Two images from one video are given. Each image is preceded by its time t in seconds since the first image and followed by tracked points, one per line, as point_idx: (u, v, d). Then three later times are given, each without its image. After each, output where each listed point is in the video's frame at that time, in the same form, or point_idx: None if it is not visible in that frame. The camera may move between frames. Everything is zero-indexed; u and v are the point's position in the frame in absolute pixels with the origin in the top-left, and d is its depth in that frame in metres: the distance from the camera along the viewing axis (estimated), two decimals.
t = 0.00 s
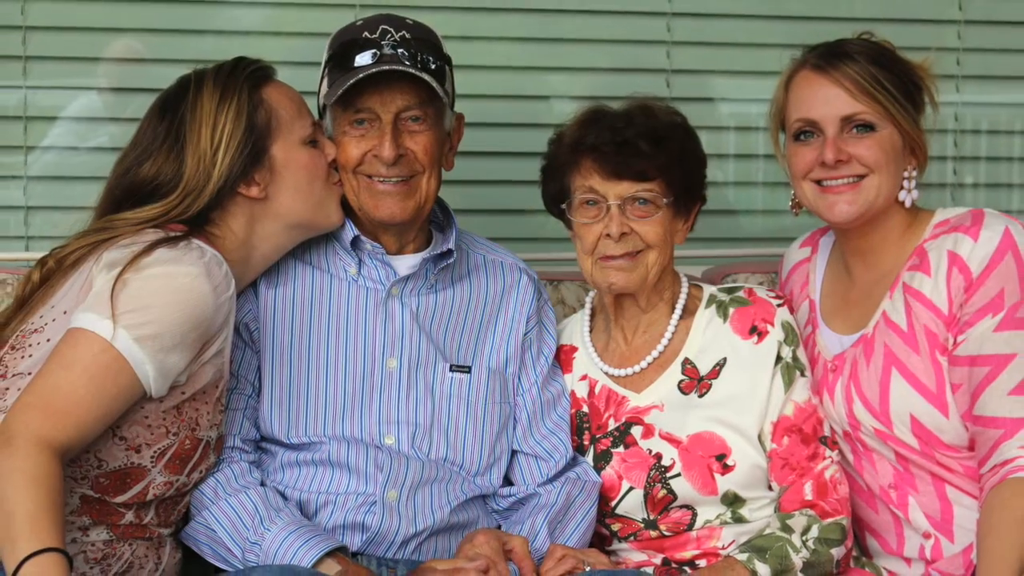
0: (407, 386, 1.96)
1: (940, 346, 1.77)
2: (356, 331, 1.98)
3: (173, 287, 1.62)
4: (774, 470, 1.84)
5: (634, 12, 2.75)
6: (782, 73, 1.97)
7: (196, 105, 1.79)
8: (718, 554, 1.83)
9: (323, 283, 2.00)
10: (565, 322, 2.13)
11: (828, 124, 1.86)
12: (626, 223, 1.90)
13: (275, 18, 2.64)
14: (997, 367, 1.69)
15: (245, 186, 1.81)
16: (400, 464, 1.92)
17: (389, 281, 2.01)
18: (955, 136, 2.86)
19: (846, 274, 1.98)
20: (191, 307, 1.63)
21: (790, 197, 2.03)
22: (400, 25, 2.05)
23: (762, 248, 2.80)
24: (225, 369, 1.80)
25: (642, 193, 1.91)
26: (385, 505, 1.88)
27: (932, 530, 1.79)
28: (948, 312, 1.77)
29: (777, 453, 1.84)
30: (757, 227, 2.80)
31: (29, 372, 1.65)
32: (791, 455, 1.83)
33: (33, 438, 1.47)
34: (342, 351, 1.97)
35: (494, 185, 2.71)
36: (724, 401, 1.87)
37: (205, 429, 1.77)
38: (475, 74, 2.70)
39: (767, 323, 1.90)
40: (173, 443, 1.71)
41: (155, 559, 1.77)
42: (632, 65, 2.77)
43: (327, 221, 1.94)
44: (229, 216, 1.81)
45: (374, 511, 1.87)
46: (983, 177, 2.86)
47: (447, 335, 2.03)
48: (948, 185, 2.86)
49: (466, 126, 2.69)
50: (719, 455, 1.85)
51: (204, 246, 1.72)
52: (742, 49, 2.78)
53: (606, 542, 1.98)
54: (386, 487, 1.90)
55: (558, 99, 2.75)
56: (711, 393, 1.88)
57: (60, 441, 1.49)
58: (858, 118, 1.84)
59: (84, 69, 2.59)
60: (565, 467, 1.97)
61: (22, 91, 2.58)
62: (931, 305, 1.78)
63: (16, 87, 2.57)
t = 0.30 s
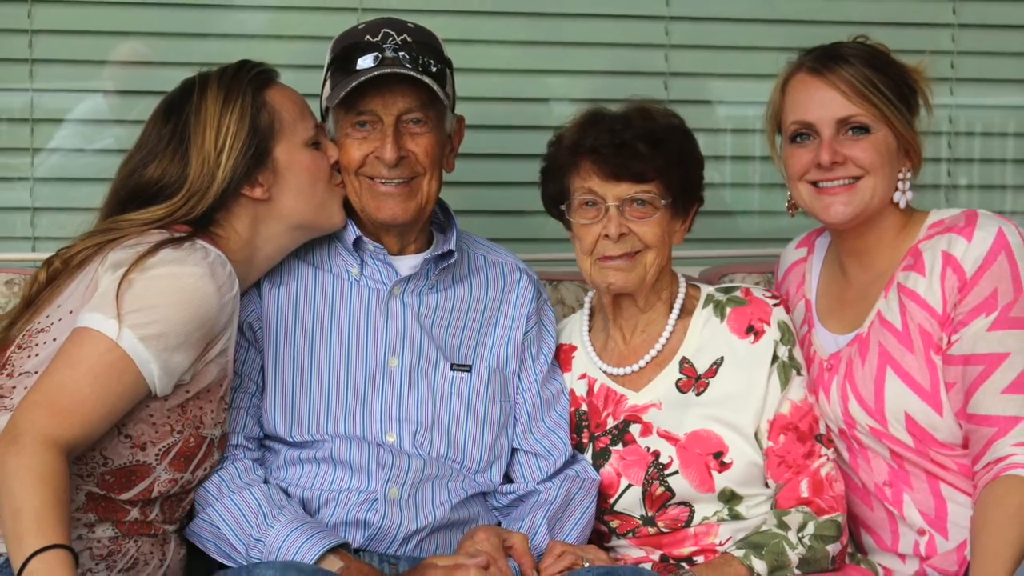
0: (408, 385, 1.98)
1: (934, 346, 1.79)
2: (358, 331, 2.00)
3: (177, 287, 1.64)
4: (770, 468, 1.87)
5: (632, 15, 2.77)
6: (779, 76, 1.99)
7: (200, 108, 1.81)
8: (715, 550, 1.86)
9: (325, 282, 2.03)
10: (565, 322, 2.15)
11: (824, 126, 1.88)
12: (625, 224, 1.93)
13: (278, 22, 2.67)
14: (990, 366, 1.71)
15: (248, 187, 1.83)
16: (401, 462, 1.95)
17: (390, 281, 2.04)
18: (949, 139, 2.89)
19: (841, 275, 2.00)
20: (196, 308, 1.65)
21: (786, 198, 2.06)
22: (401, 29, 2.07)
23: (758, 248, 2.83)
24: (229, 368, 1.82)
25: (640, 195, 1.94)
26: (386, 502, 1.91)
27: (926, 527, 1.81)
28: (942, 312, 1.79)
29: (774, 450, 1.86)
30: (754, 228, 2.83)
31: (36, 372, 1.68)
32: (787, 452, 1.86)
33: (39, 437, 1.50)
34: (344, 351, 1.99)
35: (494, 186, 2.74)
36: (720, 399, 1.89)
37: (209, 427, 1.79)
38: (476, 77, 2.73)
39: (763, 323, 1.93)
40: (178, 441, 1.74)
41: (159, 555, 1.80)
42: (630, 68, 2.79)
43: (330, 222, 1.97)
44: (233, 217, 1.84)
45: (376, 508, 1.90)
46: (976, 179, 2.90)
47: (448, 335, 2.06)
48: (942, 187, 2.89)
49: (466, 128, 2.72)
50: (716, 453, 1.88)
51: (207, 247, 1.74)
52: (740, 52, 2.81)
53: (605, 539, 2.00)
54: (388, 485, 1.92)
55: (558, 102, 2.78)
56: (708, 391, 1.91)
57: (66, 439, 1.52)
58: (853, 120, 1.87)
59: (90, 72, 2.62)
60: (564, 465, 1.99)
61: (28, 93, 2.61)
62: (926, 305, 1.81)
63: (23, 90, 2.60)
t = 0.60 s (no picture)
0: (409, 384, 2.01)
1: (929, 345, 1.82)
2: (360, 330, 2.03)
3: (181, 287, 1.66)
4: (767, 466, 1.90)
5: (631, 18, 2.80)
6: (775, 79, 2.02)
7: (203, 110, 1.84)
8: (712, 547, 1.89)
9: (327, 282, 2.06)
10: (564, 321, 2.18)
11: (819, 128, 1.91)
12: (623, 225, 1.96)
13: (281, 25, 2.68)
14: (984, 365, 1.73)
15: (252, 189, 1.86)
16: (403, 459, 1.97)
17: (392, 281, 2.06)
18: (942, 140, 2.92)
19: (837, 275, 2.02)
20: (200, 307, 1.68)
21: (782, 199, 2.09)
22: (403, 32, 2.10)
23: (754, 248, 2.86)
24: (233, 367, 1.84)
25: (638, 196, 1.96)
26: (388, 499, 1.94)
27: (920, 523, 1.84)
28: (936, 311, 1.82)
29: (770, 448, 1.89)
30: (750, 229, 2.87)
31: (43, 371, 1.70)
32: (783, 450, 1.88)
33: (45, 434, 1.52)
34: (346, 350, 2.02)
35: (494, 188, 2.77)
36: (718, 398, 1.92)
37: (213, 425, 1.82)
38: (476, 80, 2.75)
39: (760, 323, 1.96)
40: (182, 439, 1.76)
41: (164, 552, 1.82)
42: (629, 71, 2.82)
43: (333, 223, 2.00)
44: (237, 218, 1.86)
45: (378, 506, 1.93)
46: (970, 180, 2.93)
47: (449, 335, 2.08)
48: (936, 188, 2.92)
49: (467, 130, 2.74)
50: (714, 451, 1.90)
51: (211, 247, 1.77)
52: (736, 55, 2.83)
53: (603, 536, 2.02)
54: (389, 482, 1.95)
55: (557, 104, 2.80)
56: (705, 390, 1.93)
57: (72, 436, 1.55)
58: (848, 122, 1.89)
59: (96, 75, 2.64)
60: (563, 463, 2.01)
61: (34, 96, 2.63)
62: (920, 304, 1.83)
63: (29, 93, 2.63)
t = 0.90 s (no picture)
0: (410, 383, 2.03)
1: (923, 344, 1.84)
2: (361, 330, 2.05)
3: (186, 288, 1.69)
4: (764, 463, 1.92)
5: (629, 22, 2.82)
6: (772, 82, 2.04)
7: (207, 112, 1.86)
8: (710, 543, 1.92)
9: (330, 282, 2.08)
10: (563, 321, 2.20)
11: (815, 130, 1.93)
12: (622, 225, 1.98)
13: (283, 28, 2.71)
14: (978, 364, 1.76)
15: (255, 190, 1.88)
16: (404, 457, 2.00)
17: (393, 281, 2.09)
18: (937, 142, 2.94)
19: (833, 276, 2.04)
20: (205, 307, 1.70)
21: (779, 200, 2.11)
22: (404, 35, 2.13)
23: (751, 249, 2.89)
24: (237, 366, 1.87)
25: (637, 197, 1.99)
26: (389, 496, 1.96)
27: (915, 520, 1.86)
28: (930, 310, 1.84)
29: (767, 445, 1.92)
30: (747, 229, 2.89)
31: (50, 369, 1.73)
32: (780, 448, 1.91)
33: (52, 432, 1.55)
34: (349, 350, 2.04)
35: (493, 189, 2.79)
36: (715, 396, 1.95)
37: (217, 423, 1.85)
38: (477, 83, 2.78)
39: (757, 322, 1.98)
40: (187, 437, 1.79)
41: (169, 548, 1.85)
42: (627, 74, 2.84)
43: (335, 223, 2.02)
44: (240, 219, 1.89)
45: (380, 502, 1.95)
46: (963, 182, 2.96)
47: (450, 334, 2.11)
48: (930, 189, 2.96)
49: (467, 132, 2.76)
50: (711, 448, 1.93)
51: (215, 248, 1.80)
52: (734, 59, 2.86)
53: (603, 532, 2.05)
54: (391, 480, 1.97)
55: (556, 107, 2.82)
56: (703, 388, 1.96)
57: (78, 434, 1.57)
58: (844, 124, 1.92)
59: (101, 78, 2.67)
60: (562, 460, 2.04)
61: (41, 98, 2.66)
62: (915, 304, 1.85)
63: (36, 95, 2.65)
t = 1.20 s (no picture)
0: (411, 382, 2.06)
1: (918, 343, 1.87)
2: (363, 329, 2.08)
3: (190, 288, 1.72)
4: (760, 461, 1.95)
5: (627, 25, 2.84)
6: (769, 85, 2.06)
7: (212, 113, 1.89)
8: (707, 540, 1.94)
9: (332, 282, 2.11)
10: (563, 320, 2.23)
11: (812, 133, 1.96)
12: (620, 226, 2.01)
13: (286, 31, 2.73)
14: (972, 363, 1.78)
15: (258, 192, 1.91)
16: (405, 455, 2.02)
17: (395, 282, 2.11)
18: (931, 144, 2.96)
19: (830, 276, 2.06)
20: (208, 306, 1.73)
21: (776, 201, 2.14)
22: (405, 38, 2.15)
23: (747, 249, 2.91)
24: (240, 365, 1.89)
25: (635, 199, 2.01)
26: (391, 494, 1.99)
27: (909, 517, 1.89)
28: (925, 310, 1.87)
29: (764, 443, 1.94)
30: (744, 229, 2.92)
31: (56, 368, 1.76)
32: (776, 446, 1.93)
33: (58, 430, 1.57)
34: (350, 349, 2.07)
35: (493, 190, 2.81)
36: (713, 395, 1.97)
37: (221, 422, 1.87)
38: (477, 85, 2.80)
39: (754, 321, 2.01)
40: (191, 435, 1.81)
41: (173, 545, 1.87)
42: (625, 76, 2.86)
43: (338, 224, 2.05)
44: (243, 220, 1.91)
45: (381, 500, 1.98)
46: (958, 183, 2.99)
47: (451, 334, 2.13)
48: (925, 190, 2.97)
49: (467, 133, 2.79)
50: (708, 446, 1.95)
51: (219, 248, 1.82)
52: (730, 61, 2.88)
53: (602, 529, 2.07)
54: (392, 478, 2.00)
55: (555, 109, 2.85)
56: (701, 387, 1.98)
57: (83, 432, 1.59)
58: (840, 126, 1.94)
59: (107, 80, 2.69)
60: (561, 458, 2.06)
61: (47, 101, 2.68)
62: (910, 304, 1.88)
63: (42, 98, 2.67)
